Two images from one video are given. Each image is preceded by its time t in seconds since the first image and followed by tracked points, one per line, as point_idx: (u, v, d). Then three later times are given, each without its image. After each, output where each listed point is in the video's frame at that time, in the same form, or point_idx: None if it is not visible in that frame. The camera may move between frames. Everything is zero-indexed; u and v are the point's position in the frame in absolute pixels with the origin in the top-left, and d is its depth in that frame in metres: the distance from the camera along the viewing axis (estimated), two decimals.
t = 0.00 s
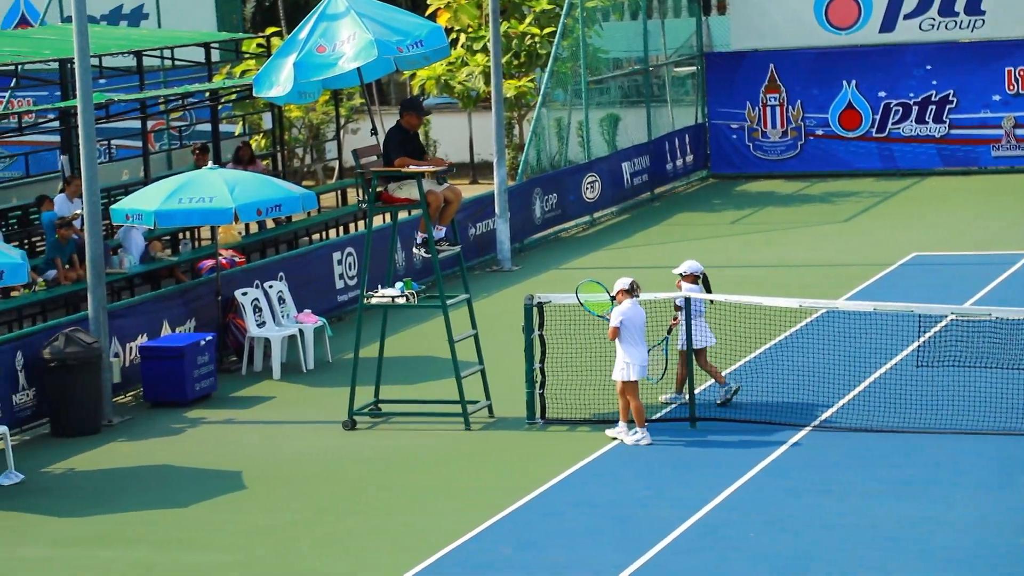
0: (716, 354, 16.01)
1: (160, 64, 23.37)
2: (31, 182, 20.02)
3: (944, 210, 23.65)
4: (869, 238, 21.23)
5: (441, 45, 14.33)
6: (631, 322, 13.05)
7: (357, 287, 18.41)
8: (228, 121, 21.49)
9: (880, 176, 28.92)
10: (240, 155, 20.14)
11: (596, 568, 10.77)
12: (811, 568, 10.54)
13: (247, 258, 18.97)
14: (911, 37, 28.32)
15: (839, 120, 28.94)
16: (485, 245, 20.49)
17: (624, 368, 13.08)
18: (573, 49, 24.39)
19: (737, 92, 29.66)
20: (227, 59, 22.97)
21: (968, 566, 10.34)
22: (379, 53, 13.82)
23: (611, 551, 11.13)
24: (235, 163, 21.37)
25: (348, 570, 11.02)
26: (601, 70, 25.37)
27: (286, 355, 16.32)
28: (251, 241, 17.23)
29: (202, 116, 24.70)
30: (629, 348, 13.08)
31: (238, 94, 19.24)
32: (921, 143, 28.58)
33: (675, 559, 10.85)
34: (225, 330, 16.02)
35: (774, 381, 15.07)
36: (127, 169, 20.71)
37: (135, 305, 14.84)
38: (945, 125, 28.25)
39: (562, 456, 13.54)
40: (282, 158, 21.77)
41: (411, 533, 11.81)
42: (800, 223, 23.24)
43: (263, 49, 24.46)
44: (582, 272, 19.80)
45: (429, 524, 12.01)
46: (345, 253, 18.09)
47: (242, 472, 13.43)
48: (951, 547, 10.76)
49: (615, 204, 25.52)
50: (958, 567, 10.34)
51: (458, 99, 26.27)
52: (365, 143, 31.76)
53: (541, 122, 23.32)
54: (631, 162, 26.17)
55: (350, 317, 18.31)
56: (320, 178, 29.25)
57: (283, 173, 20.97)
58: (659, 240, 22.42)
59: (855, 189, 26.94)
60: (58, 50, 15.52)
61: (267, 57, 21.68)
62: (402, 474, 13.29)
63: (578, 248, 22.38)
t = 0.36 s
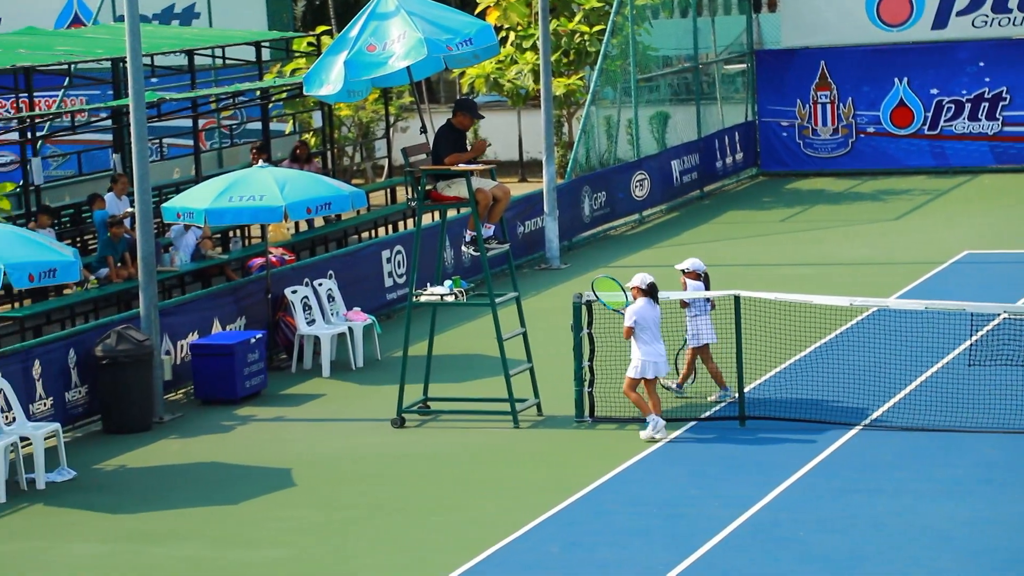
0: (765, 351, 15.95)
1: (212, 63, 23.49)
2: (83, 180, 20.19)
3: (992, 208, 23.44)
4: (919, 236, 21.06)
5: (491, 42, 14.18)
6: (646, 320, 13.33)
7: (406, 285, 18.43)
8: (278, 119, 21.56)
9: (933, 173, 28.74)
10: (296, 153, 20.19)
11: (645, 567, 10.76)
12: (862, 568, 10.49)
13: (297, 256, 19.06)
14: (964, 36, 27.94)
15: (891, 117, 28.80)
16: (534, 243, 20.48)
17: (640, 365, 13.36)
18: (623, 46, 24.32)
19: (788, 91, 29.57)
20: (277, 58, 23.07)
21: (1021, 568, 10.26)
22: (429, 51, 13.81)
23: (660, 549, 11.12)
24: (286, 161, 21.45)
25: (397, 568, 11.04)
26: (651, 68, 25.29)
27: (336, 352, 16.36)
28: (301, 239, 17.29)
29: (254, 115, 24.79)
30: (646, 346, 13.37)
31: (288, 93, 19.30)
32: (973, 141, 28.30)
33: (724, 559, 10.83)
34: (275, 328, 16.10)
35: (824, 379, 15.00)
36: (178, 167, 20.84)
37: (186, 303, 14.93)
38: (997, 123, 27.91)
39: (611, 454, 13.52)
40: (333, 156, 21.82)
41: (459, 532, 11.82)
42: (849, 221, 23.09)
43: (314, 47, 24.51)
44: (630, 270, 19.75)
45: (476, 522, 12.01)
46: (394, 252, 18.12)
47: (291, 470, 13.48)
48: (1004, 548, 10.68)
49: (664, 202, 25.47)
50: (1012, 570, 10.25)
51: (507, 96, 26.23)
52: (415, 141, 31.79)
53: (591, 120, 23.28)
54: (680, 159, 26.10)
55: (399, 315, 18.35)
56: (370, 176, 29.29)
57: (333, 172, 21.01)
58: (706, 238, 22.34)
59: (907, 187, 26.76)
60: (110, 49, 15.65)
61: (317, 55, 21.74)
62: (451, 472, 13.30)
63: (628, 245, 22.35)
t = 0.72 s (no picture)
0: (808, 350, 15.91)
1: (256, 62, 23.55)
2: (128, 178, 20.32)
3: None
4: (962, 235, 20.93)
5: (534, 41, 14.47)
6: (648, 322, 13.39)
7: (447, 283, 18.45)
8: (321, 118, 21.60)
9: (978, 171, 28.61)
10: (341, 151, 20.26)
11: (687, 565, 10.75)
12: (906, 568, 10.45)
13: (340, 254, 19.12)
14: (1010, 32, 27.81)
15: (935, 115, 28.67)
16: (576, 241, 20.46)
17: (645, 366, 13.38)
18: (666, 44, 24.25)
19: (830, 88, 29.45)
20: (320, 56, 23.11)
21: None
22: (472, 50, 13.97)
23: (703, 548, 11.11)
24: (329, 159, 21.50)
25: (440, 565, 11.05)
26: (694, 66, 25.19)
27: (378, 350, 16.40)
28: (343, 237, 17.33)
29: (298, 113, 24.85)
30: (650, 346, 13.40)
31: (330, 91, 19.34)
32: (1017, 138, 28.13)
33: (768, 558, 10.81)
34: (317, 326, 16.11)
35: (868, 379, 14.94)
36: (221, 166, 20.92)
37: (229, 301, 14.99)
38: None
39: (655, 453, 13.51)
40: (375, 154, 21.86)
41: (502, 530, 11.83)
42: (892, 219, 22.98)
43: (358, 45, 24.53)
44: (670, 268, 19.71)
45: (519, 521, 12.02)
46: (436, 250, 18.15)
47: (334, 468, 13.52)
48: None
49: (707, 200, 25.43)
50: None
51: (550, 95, 26.17)
52: (457, 139, 31.78)
53: (633, 118, 23.24)
54: (723, 157, 26.04)
55: (441, 314, 18.37)
56: (412, 174, 29.29)
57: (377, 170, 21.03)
58: (747, 236, 22.29)
59: (951, 185, 26.62)
60: (154, 48, 15.77)
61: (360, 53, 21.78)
62: (495, 471, 13.30)
63: (670, 243, 22.31)
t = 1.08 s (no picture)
0: (848, 349, 15.84)
1: (296, 61, 23.61)
2: (168, 177, 20.40)
3: None
4: (1002, 234, 20.81)
5: (573, 39, 14.40)
6: (641, 320, 13.44)
7: (485, 282, 18.48)
8: (360, 116, 21.64)
9: (1018, 169, 28.47)
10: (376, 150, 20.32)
11: (727, 565, 10.71)
12: (948, 567, 10.40)
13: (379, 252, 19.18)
14: None
15: (977, 113, 28.53)
16: (615, 239, 20.42)
17: (636, 365, 13.43)
18: (705, 42, 24.18)
19: (870, 85, 29.35)
20: (358, 55, 23.14)
21: None
22: (511, 48, 13.94)
23: (743, 547, 11.06)
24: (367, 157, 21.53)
25: (478, 564, 11.05)
26: (733, 64, 25.09)
27: (416, 348, 16.42)
28: (381, 236, 17.36)
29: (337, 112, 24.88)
30: (640, 345, 13.45)
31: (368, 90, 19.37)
32: None
33: (808, 557, 10.76)
34: (356, 324, 16.15)
35: (908, 378, 14.86)
36: (261, 165, 20.99)
37: (268, 299, 15.04)
38: None
39: (694, 452, 13.48)
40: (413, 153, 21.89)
41: (540, 528, 11.82)
42: (933, 218, 22.88)
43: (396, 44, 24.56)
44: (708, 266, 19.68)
45: (557, 519, 12.01)
46: (475, 248, 18.19)
47: (372, 466, 13.54)
48: None
49: (746, 199, 25.41)
50: None
51: (588, 93, 26.13)
52: (495, 137, 31.79)
53: (672, 116, 23.20)
54: (762, 156, 25.99)
55: (479, 312, 18.40)
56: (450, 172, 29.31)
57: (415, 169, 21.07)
58: (785, 234, 22.23)
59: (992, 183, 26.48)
60: (195, 47, 15.84)
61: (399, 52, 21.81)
62: (534, 469, 13.29)
63: (708, 241, 22.29)
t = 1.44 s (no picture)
0: (885, 348, 15.79)
1: (332, 59, 23.67)
2: (204, 175, 20.48)
3: None
4: None
5: (608, 37, 14.33)
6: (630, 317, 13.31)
7: (521, 280, 18.53)
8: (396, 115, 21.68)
9: None
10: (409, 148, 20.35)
11: (763, 563, 10.69)
12: (986, 567, 10.34)
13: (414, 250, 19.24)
14: None
15: (1015, 110, 28.23)
16: (649, 238, 20.40)
17: (624, 362, 13.30)
18: (741, 40, 24.13)
19: (908, 82, 29.23)
20: (393, 53, 23.16)
21: None
22: (546, 46, 13.97)
23: (779, 546, 11.03)
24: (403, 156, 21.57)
25: (513, 562, 11.04)
26: (769, 62, 25.00)
27: (451, 347, 16.45)
28: (416, 234, 17.45)
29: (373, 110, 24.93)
30: (629, 342, 13.31)
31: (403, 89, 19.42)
32: None
33: (845, 556, 10.72)
34: (391, 323, 16.21)
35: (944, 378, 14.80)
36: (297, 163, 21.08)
37: (304, 298, 15.09)
38: None
39: (730, 450, 13.46)
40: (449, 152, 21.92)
41: (576, 527, 11.81)
42: (971, 216, 22.75)
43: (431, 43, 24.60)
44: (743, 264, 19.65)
45: (592, 517, 12.00)
46: (510, 247, 18.24)
47: (407, 464, 13.55)
48: None
49: (781, 197, 25.38)
50: None
51: (623, 92, 26.10)
52: (530, 135, 31.81)
53: (708, 114, 23.14)
54: (798, 154, 25.93)
55: (514, 310, 18.44)
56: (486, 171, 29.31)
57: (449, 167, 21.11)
58: (820, 233, 22.17)
59: None
60: (231, 47, 15.91)
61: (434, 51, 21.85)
62: (569, 467, 13.29)
63: (743, 240, 22.26)
